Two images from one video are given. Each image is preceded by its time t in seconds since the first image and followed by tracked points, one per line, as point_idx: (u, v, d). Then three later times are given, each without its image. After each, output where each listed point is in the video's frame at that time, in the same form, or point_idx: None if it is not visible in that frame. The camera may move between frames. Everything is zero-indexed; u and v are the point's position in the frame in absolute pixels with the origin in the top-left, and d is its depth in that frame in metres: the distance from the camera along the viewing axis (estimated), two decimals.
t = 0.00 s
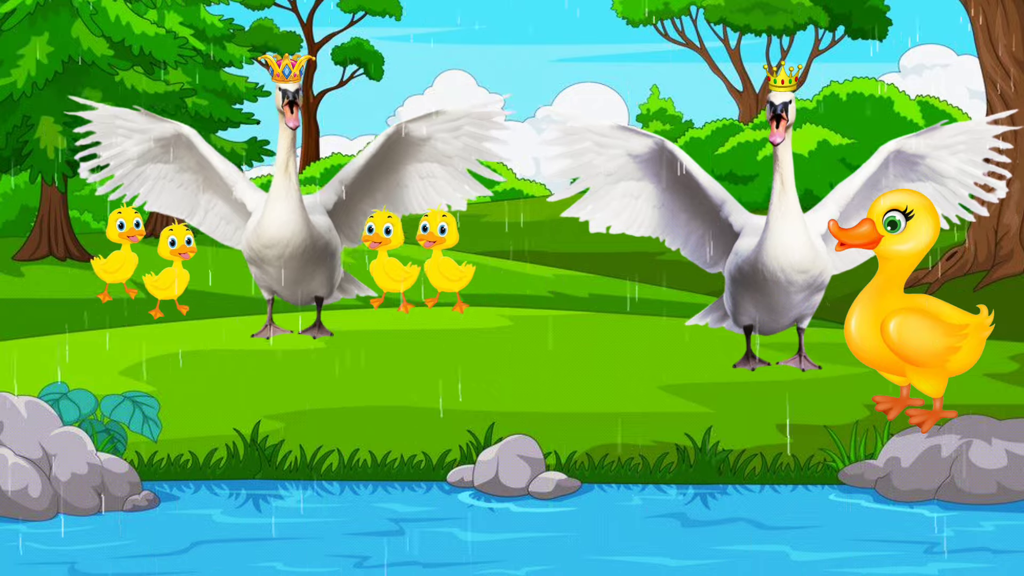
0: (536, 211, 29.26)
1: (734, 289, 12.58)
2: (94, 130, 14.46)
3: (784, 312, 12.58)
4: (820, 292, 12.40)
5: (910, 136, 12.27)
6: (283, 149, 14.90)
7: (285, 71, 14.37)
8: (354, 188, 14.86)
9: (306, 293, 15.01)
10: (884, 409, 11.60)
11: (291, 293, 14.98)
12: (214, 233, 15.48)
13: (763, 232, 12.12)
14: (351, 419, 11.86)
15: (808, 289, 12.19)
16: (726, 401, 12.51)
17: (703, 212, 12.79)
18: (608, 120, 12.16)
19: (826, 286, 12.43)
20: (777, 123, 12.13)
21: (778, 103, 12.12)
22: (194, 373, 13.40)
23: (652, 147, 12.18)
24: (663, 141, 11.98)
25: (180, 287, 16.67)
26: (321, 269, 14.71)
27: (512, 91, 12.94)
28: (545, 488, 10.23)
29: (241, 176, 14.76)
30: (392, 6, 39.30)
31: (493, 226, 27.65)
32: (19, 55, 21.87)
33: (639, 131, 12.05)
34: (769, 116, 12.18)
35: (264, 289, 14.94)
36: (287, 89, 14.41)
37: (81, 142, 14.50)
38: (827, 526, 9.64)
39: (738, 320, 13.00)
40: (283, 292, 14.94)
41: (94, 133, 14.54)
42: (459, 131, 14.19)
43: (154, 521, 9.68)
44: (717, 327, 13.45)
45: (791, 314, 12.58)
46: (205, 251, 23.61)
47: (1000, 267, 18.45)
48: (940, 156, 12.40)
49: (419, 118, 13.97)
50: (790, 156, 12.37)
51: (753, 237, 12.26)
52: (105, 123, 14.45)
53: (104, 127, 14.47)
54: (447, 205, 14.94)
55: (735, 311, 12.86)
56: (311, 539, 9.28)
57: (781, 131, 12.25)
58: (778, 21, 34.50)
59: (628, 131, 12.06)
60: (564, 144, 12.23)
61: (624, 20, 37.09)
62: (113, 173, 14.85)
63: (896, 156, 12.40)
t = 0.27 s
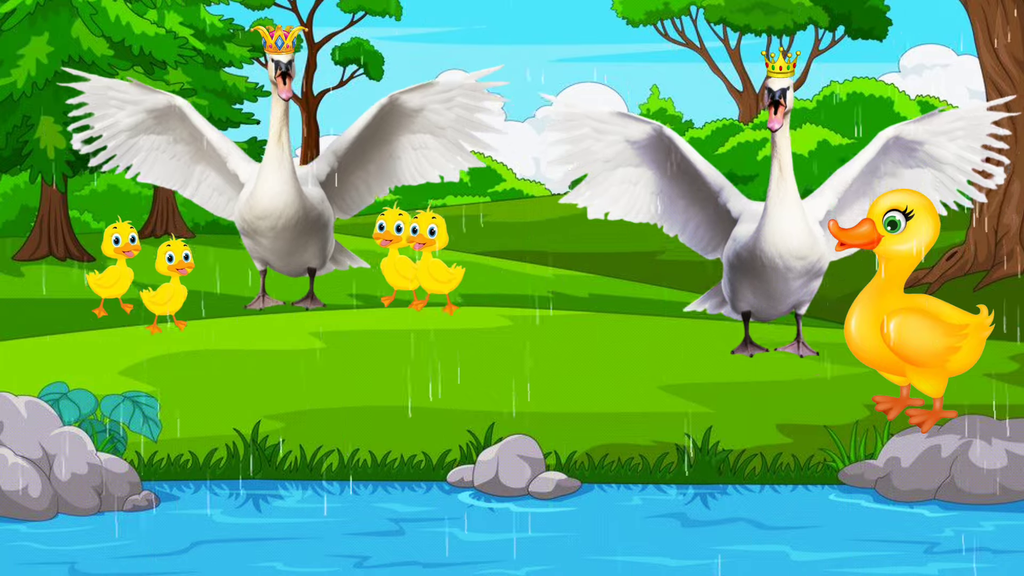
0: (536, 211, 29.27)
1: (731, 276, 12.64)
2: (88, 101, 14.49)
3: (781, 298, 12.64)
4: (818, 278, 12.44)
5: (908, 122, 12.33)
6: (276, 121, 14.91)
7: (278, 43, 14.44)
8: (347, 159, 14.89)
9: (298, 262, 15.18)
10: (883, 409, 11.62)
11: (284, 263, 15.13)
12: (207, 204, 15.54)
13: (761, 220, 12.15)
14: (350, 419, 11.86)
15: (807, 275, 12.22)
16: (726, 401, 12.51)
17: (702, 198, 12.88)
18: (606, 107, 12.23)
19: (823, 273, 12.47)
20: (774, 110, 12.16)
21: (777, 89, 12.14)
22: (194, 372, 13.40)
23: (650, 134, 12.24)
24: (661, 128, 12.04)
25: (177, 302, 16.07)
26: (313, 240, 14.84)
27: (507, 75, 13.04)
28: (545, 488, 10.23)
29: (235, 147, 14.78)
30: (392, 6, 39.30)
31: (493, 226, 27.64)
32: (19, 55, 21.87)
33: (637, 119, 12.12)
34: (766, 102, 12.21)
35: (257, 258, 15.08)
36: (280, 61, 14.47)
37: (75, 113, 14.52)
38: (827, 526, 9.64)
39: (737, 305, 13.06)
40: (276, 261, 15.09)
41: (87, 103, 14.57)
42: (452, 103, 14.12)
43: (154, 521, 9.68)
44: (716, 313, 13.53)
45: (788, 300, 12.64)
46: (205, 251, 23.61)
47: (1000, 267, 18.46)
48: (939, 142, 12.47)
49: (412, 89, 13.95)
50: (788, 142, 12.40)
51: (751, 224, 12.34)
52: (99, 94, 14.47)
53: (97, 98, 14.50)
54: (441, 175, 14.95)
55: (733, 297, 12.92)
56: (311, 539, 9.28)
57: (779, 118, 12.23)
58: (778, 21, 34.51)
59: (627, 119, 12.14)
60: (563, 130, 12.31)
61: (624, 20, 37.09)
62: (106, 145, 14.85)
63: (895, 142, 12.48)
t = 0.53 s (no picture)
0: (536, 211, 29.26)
1: (733, 302, 12.51)
2: (89, 127, 14.47)
3: (784, 324, 12.49)
4: (820, 304, 12.31)
5: (909, 148, 12.25)
6: (278, 146, 14.87)
7: (280, 69, 14.36)
8: (349, 186, 14.89)
9: (300, 288, 15.07)
10: (883, 409, 11.62)
11: (285, 289, 15.00)
12: (208, 230, 15.49)
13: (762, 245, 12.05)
14: (350, 419, 11.87)
15: (809, 302, 12.10)
16: (726, 402, 12.51)
17: (705, 227, 12.76)
18: (608, 132, 12.17)
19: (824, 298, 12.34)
20: (776, 136, 12.02)
21: (778, 115, 12.01)
22: (194, 373, 13.40)
23: (652, 160, 12.18)
24: (661, 153, 11.99)
25: (175, 299, 16.03)
26: (315, 265, 14.73)
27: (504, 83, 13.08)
28: (545, 488, 10.23)
29: (235, 172, 14.79)
30: (392, 6, 39.30)
31: (493, 226, 27.62)
32: (19, 55, 21.86)
33: (638, 144, 12.08)
34: (768, 129, 12.07)
35: (259, 285, 14.97)
36: (282, 87, 14.38)
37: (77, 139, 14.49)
38: (826, 526, 9.64)
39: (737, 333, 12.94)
40: (278, 288, 14.97)
41: (89, 129, 14.54)
42: (454, 129, 14.20)
43: (154, 521, 9.68)
44: (717, 340, 13.34)
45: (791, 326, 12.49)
46: (205, 251, 23.60)
47: (1000, 267, 18.46)
48: (940, 168, 12.38)
49: (414, 115, 13.99)
50: (789, 168, 12.29)
51: (752, 249, 12.19)
52: (100, 120, 14.47)
53: (99, 124, 14.49)
54: (442, 202, 14.95)
55: (734, 323, 12.79)
56: (312, 538, 9.28)
57: (780, 144, 12.08)
58: (778, 21, 34.49)
59: (627, 144, 12.10)
60: (563, 156, 12.27)
61: (624, 20, 37.08)
62: (108, 170, 14.83)
63: (896, 169, 12.37)
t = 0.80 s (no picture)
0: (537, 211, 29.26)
1: (739, 306, 12.46)
2: (86, 110, 14.49)
3: (789, 327, 12.46)
4: (826, 308, 12.30)
5: (915, 151, 12.29)
6: (274, 129, 14.83)
7: (277, 51, 14.35)
8: (346, 168, 14.91)
9: (297, 272, 15.18)
10: (884, 409, 11.62)
11: (283, 272, 15.12)
12: (204, 213, 15.53)
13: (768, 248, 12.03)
14: (351, 419, 11.87)
15: (815, 304, 12.09)
16: (726, 401, 12.51)
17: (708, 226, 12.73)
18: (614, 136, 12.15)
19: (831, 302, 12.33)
20: (783, 139, 11.92)
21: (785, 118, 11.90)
22: (194, 373, 13.40)
23: (658, 163, 12.18)
24: (668, 155, 11.96)
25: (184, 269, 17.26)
26: (312, 249, 14.83)
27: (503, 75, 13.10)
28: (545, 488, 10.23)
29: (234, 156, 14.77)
30: (392, 6, 39.29)
31: (493, 226, 27.62)
32: (19, 55, 21.86)
33: (645, 147, 12.05)
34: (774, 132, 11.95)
35: (256, 268, 15.08)
36: (278, 70, 14.36)
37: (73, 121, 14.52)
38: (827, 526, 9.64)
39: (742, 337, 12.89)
40: (275, 270, 15.07)
41: (85, 112, 14.57)
42: (451, 112, 14.11)
43: (154, 521, 9.68)
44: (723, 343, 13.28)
45: (796, 330, 12.47)
46: (205, 251, 23.59)
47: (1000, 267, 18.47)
48: (946, 172, 12.35)
49: (411, 99, 13.91)
50: (796, 172, 12.17)
51: (759, 253, 12.13)
52: (97, 102, 14.48)
53: (95, 107, 14.50)
54: (439, 183, 14.95)
55: (739, 327, 12.76)
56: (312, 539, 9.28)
57: (788, 147, 11.97)
58: (778, 21, 34.47)
59: (634, 147, 12.07)
60: (570, 159, 12.20)
61: (624, 20, 37.07)
62: (105, 153, 14.85)
63: (902, 172, 12.39)
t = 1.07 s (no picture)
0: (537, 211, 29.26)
1: (739, 281, 12.58)
2: (89, 109, 14.46)
3: (790, 302, 12.58)
4: (825, 283, 12.42)
5: (915, 127, 12.38)
6: (278, 127, 14.83)
7: (280, 49, 14.25)
8: (350, 167, 14.91)
9: (299, 269, 15.17)
10: (884, 409, 11.58)
11: (286, 270, 15.10)
12: (208, 212, 15.52)
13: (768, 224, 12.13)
14: (350, 419, 11.86)
15: (815, 280, 12.20)
16: (726, 401, 12.51)
17: (708, 200, 12.80)
18: (614, 111, 12.16)
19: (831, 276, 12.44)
20: (783, 114, 12.09)
21: (784, 93, 12.15)
22: (194, 373, 13.40)
23: (658, 138, 12.19)
24: (668, 131, 11.98)
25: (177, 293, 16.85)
26: (315, 246, 14.84)
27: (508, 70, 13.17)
28: (545, 488, 10.23)
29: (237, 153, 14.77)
30: (392, 6, 39.29)
31: (493, 226, 27.60)
32: (19, 55, 21.84)
33: (645, 122, 12.06)
34: (775, 107, 12.16)
35: (259, 267, 15.05)
36: (282, 68, 14.34)
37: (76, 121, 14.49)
38: (827, 526, 9.64)
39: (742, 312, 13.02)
40: (278, 269, 15.06)
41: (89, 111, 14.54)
42: (454, 110, 14.12)
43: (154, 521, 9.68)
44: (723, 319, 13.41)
45: (797, 305, 12.59)
46: (206, 251, 23.58)
47: (1000, 267, 18.45)
48: (946, 147, 12.50)
49: (414, 97, 13.94)
50: (796, 148, 12.29)
51: (759, 228, 12.26)
52: (101, 101, 14.46)
53: (99, 105, 14.48)
54: (443, 182, 14.93)
55: (740, 302, 12.87)
56: (311, 539, 9.28)
57: (788, 122, 12.12)
58: (778, 21, 34.46)
59: (634, 122, 12.08)
60: (569, 135, 12.21)
61: (624, 20, 37.06)
62: (108, 152, 14.83)
63: (903, 147, 12.47)
